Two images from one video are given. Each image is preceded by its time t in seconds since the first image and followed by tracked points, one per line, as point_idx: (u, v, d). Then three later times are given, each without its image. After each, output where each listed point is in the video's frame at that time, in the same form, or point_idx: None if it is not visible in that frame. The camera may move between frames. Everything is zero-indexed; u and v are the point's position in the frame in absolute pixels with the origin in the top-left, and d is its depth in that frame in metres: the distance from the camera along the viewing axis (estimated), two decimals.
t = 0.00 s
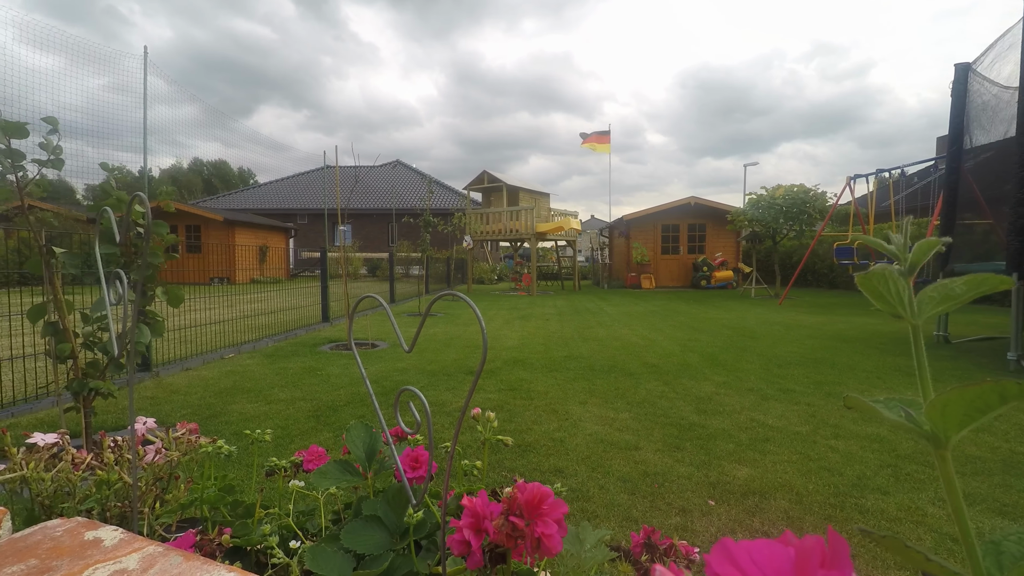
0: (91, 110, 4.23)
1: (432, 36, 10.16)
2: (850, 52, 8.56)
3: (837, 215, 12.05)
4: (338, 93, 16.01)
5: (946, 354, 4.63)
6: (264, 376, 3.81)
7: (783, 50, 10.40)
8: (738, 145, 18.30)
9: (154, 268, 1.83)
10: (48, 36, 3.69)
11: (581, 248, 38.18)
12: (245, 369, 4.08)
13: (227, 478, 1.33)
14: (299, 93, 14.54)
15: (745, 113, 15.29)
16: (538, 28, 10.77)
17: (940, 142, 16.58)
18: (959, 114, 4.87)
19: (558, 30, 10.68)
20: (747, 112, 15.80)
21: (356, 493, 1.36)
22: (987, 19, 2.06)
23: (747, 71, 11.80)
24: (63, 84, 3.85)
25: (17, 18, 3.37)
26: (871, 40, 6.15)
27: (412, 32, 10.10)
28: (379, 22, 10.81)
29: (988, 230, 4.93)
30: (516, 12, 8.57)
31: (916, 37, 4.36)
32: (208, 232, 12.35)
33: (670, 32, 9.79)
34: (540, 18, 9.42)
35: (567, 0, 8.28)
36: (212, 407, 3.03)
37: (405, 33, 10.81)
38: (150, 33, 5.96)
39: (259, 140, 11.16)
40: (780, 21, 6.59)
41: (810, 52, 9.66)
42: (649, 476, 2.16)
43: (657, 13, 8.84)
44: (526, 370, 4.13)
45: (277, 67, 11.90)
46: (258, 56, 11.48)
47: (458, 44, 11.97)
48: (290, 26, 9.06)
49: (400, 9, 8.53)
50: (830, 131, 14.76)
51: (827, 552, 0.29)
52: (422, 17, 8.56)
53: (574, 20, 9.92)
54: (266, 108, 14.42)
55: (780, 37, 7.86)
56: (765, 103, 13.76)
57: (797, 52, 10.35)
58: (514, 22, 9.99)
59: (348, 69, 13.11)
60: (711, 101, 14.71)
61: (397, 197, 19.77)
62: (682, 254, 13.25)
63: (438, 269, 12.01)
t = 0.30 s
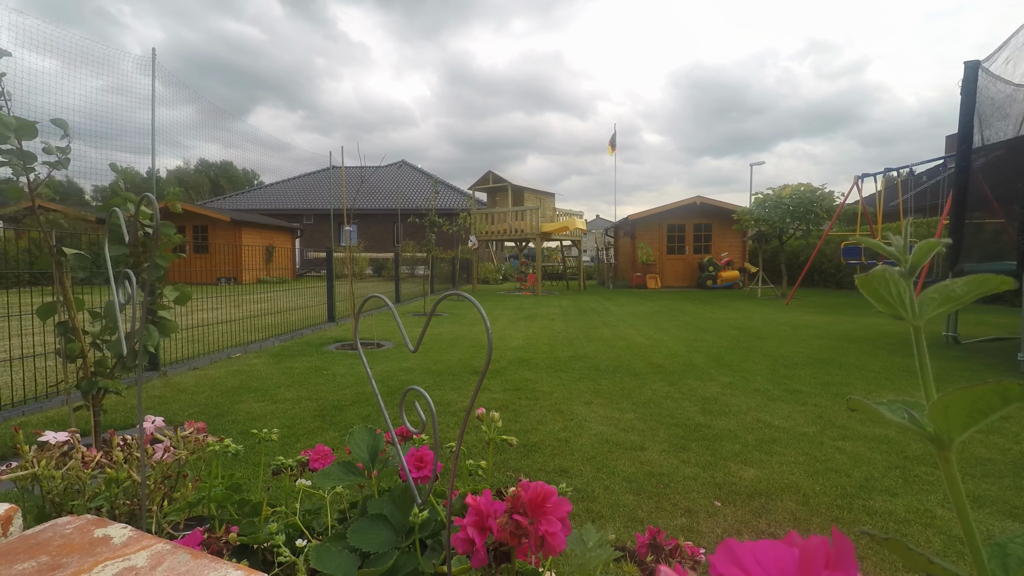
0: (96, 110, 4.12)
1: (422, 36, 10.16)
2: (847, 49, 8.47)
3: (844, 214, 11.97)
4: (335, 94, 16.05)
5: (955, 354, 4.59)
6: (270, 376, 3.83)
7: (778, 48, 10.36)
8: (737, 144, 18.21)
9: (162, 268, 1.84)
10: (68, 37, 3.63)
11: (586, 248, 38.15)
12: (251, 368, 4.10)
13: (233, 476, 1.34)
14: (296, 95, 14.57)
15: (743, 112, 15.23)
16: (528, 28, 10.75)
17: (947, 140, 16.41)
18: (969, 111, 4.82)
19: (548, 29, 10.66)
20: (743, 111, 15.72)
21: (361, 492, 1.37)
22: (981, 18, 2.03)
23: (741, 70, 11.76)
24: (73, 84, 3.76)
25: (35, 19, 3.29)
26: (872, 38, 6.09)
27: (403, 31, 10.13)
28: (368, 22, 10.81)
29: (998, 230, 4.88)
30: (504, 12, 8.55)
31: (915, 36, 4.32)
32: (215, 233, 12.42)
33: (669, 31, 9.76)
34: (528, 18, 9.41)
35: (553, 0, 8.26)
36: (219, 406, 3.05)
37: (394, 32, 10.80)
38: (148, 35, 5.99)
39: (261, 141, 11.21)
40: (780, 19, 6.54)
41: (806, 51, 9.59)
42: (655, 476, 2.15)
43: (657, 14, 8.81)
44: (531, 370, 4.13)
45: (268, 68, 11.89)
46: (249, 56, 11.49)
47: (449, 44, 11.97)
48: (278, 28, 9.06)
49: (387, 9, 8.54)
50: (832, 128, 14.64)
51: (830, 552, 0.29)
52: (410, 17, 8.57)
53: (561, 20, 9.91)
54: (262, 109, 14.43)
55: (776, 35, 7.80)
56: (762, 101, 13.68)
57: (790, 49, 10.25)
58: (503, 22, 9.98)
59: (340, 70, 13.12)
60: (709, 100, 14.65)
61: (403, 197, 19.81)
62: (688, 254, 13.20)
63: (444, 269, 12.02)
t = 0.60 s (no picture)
0: (90, 113, 4.15)
1: (413, 37, 10.16)
2: (845, 48, 8.40)
3: (851, 214, 11.89)
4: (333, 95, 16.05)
5: (963, 355, 4.56)
6: (276, 375, 3.85)
7: (771, 46, 10.31)
8: (735, 143, 18.09)
9: (171, 269, 1.86)
10: (62, 41, 3.63)
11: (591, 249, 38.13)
12: (257, 368, 4.12)
13: (240, 475, 1.35)
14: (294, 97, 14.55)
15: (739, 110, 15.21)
16: (520, 28, 10.74)
17: (953, 138, 16.23)
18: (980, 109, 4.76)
19: (538, 29, 10.62)
20: (740, 109, 15.61)
21: (367, 492, 1.37)
22: (977, 18, 2.00)
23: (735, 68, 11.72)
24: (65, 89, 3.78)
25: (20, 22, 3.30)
26: (873, 38, 6.04)
27: (394, 31, 10.13)
28: (358, 24, 10.81)
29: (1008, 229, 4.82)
30: (491, 12, 8.52)
31: (914, 35, 4.28)
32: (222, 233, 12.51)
33: (669, 32, 9.70)
34: (519, 17, 9.40)
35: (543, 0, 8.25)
36: (225, 405, 3.06)
37: (384, 32, 10.79)
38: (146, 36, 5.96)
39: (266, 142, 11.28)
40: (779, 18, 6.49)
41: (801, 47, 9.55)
42: (660, 477, 2.15)
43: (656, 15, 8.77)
44: (535, 370, 4.13)
45: (262, 68, 11.88)
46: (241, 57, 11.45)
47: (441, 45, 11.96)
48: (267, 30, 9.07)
49: (376, 10, 8.55)
50: (833, 126, 14.55)
51: (839, 553, 0.29)
52: (400, 18, 8.56)
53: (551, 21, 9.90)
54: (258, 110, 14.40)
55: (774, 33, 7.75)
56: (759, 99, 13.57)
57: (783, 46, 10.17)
58: (492, 22, 9.96)
59: (334, 71, 13.13)
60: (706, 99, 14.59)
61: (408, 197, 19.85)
62: (693, 254, 13.16)
63: (449, 269, 12.04)
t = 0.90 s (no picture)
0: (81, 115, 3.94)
1: (403, 39, 10.20)
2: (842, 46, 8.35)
3: (858, 214, 11.81)
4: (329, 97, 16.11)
5: (973, 356, 4.52)
6: (283, 375, 3.87)
7: (764, 44, 10.28)
8: (735, 142, 17.97)
9: (178, 268, 1.87)
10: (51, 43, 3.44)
11: (597, 249, 38.10)
12: (264, 367, 4.14)
13: (246, 474, 1.35)
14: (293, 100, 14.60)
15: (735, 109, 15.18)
16: (508, 29, 10.78)
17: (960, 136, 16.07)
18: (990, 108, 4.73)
19: (527, 29, 10.57)
20: (736, 108, 15.51)
21: (372, 491, 1.37)
22: (975, 16, 1.95)
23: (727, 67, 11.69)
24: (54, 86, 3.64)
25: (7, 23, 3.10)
26: (871, 37, 5.99)
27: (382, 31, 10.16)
28: (349, 25, 10.80)
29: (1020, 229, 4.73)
30: (478, 13, 8.49)
31: (915, 33, 4.25)
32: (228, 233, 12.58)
33: (670, 32, 9.67)
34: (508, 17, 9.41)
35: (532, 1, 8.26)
36: (232, 404, 3.08)
37: (375, 33, 10.78)
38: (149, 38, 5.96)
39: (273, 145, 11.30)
40: (782, 16, 6.37)
41: (795, 45, 9.50)
42: (666, 478, 2.14)
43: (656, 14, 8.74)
44: (540, 370, 4.13)
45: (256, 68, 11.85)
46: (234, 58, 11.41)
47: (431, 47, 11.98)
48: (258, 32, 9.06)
49: (364, 11, 8.54)
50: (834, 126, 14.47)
51: (844, 554, 0.29)
52: (388, 19, 8.59)
53: (538, 22, 9.94)
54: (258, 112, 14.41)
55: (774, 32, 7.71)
56: (755, 97, 13.46)
57: (776, 45, 10.07)
58: (482, 22, 9.94)
59: (329, 73, 13.13)
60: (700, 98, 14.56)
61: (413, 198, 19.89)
62: (699, 254, 13.11)
63: (454, 269, 12.05)
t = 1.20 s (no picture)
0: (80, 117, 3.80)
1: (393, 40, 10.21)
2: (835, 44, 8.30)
3: (866, 213, 11.71)
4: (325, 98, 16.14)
5: (983, 356, 4.47)
6: (289, 374, 3.90)
7: (757, 43, 10.21)
8: (734, 141, 17.89)
9: (185, 269, 1.89)
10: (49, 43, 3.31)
11: (601, 249, 38.64)
12: (270, 367, 4.16)
13: (253, 472, 1.36)
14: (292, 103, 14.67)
15: (732, 107, 15.10)
16: (498, 28, 10.77)
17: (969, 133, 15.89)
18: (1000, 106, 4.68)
19: (518, 30, 10.55)
20: (733, 107, 15.44)
21: (378, 490, 1.38)
22: (971, 14, 1.93)
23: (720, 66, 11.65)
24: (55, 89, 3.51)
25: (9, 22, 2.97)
26: (871, 36, 5.95)
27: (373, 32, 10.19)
28: (341, 26, 10.81)
29: None
30: (465, 14, 8.49)
31: (915, 32, 4.22)
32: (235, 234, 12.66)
33: (671, 32, 9.55)
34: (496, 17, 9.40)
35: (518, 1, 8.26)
36: (239, 404, 3.10)
37: (367, 34, 10.82)
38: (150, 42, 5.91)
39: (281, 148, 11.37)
40: (782, 15, 6.33)
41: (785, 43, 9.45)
42: (672, 478, 2.13)
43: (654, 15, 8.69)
44: (545, 370, 4.13)
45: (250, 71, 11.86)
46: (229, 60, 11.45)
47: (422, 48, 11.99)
48: (249, 35, 9.09)
49: (353, 12, 8.54)
50: (835, 123, 14.39)
51: (853, 557, 0.29)
52: (377, 20, 8.61)
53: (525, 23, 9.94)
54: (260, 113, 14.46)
55: (773, 32, 7.67)
56: (751, 96, 13.38)
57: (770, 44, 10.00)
58: (472, 23, 9.93)
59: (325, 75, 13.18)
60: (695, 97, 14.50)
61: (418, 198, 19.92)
62: (705, 254, 13.07)
63: (459, 270, 12.06)
